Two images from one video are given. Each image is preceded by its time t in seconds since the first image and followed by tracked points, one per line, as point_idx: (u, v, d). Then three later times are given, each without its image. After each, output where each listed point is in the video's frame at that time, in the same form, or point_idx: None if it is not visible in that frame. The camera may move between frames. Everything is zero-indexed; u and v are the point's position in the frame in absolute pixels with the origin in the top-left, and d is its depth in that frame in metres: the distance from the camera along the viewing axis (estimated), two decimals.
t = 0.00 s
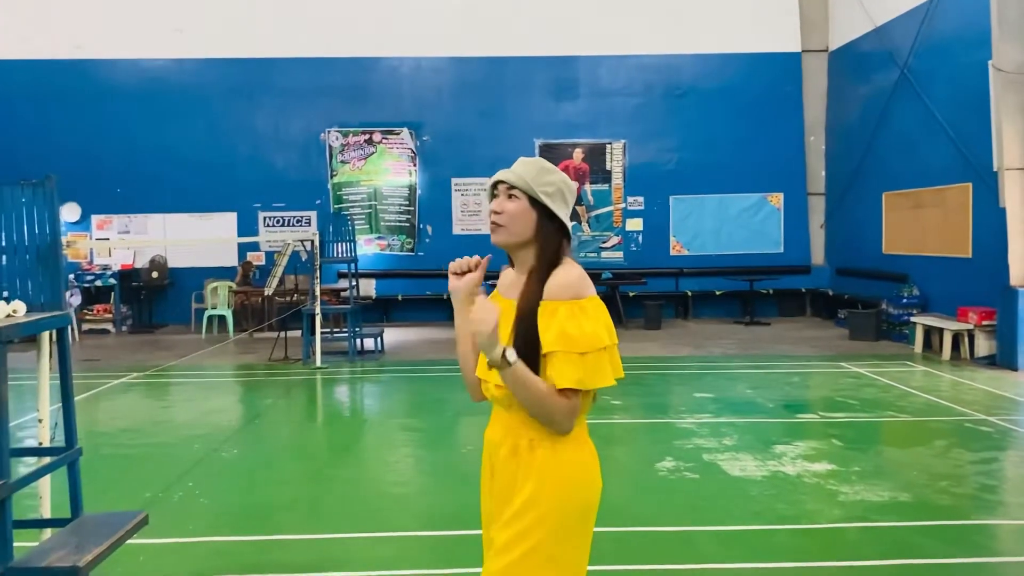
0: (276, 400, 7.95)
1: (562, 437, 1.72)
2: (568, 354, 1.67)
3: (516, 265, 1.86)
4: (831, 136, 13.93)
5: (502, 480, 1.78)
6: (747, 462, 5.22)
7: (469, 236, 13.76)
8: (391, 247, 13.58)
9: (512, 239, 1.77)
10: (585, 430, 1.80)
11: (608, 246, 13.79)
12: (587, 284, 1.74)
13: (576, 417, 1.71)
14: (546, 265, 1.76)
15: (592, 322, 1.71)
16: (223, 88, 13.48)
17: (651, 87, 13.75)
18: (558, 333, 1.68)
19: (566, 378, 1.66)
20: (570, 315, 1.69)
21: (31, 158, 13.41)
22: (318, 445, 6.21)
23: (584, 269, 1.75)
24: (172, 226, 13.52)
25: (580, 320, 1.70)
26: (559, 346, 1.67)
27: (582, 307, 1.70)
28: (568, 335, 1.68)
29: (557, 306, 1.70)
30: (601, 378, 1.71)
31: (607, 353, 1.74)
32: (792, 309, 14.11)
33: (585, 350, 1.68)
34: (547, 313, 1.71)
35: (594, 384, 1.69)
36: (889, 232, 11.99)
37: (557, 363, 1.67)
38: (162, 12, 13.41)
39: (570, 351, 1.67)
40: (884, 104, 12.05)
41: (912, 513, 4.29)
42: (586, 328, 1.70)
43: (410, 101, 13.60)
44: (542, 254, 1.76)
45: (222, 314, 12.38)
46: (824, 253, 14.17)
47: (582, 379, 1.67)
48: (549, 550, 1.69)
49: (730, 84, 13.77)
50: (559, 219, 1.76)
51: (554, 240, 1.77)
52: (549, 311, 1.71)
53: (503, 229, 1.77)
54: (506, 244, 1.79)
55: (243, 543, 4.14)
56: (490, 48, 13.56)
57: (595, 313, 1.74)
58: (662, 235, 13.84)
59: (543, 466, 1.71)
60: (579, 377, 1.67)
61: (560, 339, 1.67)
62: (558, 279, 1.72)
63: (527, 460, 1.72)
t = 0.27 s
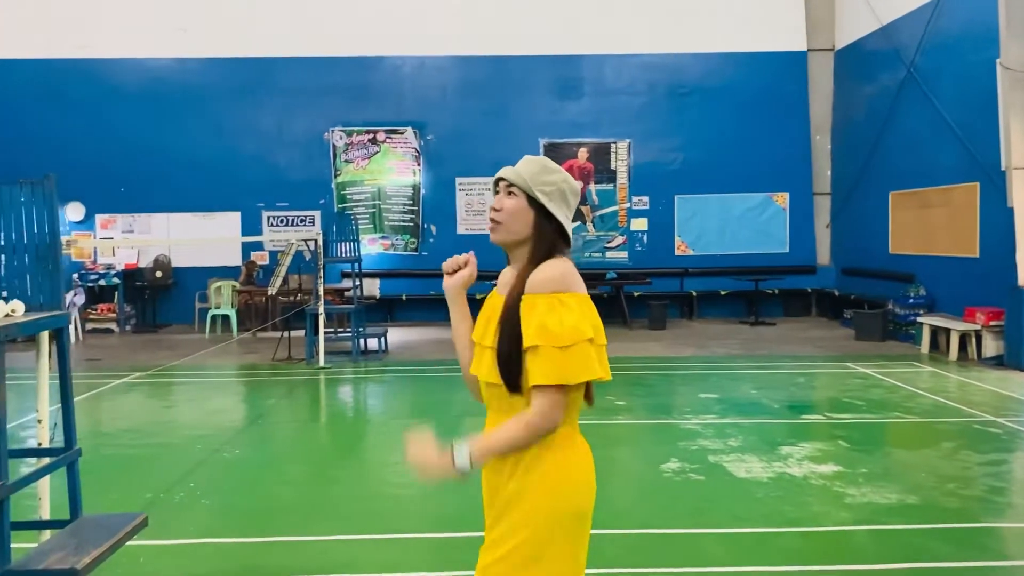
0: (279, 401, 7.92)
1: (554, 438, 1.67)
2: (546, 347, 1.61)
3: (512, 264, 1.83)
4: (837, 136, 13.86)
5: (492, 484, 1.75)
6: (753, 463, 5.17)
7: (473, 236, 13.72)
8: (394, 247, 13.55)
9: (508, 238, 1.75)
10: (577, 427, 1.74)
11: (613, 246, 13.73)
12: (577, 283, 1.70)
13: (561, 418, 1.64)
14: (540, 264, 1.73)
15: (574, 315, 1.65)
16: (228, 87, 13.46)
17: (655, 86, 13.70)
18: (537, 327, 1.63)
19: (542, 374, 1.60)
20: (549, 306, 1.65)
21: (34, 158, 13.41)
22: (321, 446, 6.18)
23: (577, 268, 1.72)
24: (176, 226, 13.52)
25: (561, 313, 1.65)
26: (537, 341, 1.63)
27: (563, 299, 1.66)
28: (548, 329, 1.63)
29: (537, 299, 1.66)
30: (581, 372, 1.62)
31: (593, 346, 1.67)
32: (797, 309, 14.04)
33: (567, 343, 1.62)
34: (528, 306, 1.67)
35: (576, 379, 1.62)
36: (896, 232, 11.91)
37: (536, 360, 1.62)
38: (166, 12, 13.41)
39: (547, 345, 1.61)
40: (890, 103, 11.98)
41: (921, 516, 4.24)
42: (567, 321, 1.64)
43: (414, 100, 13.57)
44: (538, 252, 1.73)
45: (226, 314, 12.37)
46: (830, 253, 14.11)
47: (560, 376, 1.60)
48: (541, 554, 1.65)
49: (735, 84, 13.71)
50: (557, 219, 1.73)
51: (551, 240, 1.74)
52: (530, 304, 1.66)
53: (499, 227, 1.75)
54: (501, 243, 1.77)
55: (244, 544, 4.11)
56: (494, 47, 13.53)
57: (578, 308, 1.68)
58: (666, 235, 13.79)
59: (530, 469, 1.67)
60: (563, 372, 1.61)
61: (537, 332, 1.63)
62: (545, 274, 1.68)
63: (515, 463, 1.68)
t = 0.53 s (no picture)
0: (285, 400, 7.90)
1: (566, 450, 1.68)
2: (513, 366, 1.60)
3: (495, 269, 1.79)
4: (847, 135, 13.76)
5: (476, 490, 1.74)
6: (763, 465, 5.11)
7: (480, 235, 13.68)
8: (402, 246, 13.52)
9: (487, 240, 1.71)
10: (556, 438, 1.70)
11: (621, 246, 13.66)
12: (554, 294, 1.64)
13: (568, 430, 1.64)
14: (518, 270, 1.67)
15: (542, 329, 1.61)
16: (236, 86, 13.46)
17: (664, 84, 13.62)
18: (507, 344, 1.62)
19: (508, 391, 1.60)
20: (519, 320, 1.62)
21: (43, 157, 13.43)
22: (327, 446, 6.15)
23: (554, 279, 1.65)
24: (184, 225, 13.53)
25: (531, 328, 1.62)
26: (506, 360, 1.61)
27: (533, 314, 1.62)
28: (516, 347, 1.61)
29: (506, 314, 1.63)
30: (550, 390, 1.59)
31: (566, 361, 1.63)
32: (807, 309, 13.95)
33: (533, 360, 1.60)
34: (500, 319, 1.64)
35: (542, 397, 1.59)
36: (907, 232, 11.80)
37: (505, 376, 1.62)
38: (175, 11, 13.43)
39: (512, 363, 1.60)
40: (901, 101, 11.88)
41: (934, 519, 4.17)
42: (533, 338, 1.61)
43: (422, 99, 13.54)
44: (516, 258, 1.68)
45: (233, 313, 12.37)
46: (840, 252, 14.01)
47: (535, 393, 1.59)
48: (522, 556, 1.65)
49: (745, 82, 13.62)
50: (538, 228, 1.68)
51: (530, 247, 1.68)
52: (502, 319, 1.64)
53: (480, 228, 1.71)
54: (481, 245, 1.73)
55: (248, 545, 4.07)
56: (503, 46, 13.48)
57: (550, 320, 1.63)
58: (675, 234, 13.71)
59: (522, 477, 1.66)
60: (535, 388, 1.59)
61: (506, 349, 1.62)
62: (518, 285, 1.63)
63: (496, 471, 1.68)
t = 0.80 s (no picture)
0: (293, 398, 7.88)
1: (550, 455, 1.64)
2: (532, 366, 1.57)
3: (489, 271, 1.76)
4: (861, 133, 13.63)
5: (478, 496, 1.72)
6: (774, 468, 5.03)
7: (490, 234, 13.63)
8: (412, 244, 13.47)
9: (481, 242, 1.69)
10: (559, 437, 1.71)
11: (632, 244, 13.57)
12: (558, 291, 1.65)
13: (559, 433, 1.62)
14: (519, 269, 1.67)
15: (560, 331, 1.61)
16: (247, 84, 13.46)
17: (676, 82, 13.52)
18: (526, 343, 1.59)
19: (531, 394, 1.56)
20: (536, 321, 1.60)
21: (55, 155, 13.47)
22: (334, 445, 6.11)
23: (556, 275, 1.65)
24: (194, 223, 13.53)
25: (548, 328, 1.61)
26: (528, 359, 1.58)
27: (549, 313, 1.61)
28: (537, 348, 1.59)
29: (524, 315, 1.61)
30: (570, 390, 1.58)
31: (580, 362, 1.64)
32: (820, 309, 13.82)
33: (552, 360, 1.58)
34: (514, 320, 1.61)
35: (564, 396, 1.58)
36: (921, 231, 11.66)
37: (523, 378, 1.58)
38: (186, 10, 13.47)
39: (535, 363, 1.57)
40: (916, 99, 11.73)
41: (950, 524, 4.09)
42: (555, 337, 1.60)
43: (432, 97, 13.49)
44: (516, 257, 1.67)
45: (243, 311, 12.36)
46: (854, 252, 13.87)
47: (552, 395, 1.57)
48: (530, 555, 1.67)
49: (758, 80, 13.50)
50: (534, 223, 1.68)
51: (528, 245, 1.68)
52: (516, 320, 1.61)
53: (474, 231, 1.68)
54: (474, 247, 1.70)
55: (251, 547, 4.04)
56: (514, 44, 13.43)
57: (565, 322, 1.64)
58: (686, 233, 13.61)
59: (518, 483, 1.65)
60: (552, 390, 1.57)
61: (523, 352, 1.58)
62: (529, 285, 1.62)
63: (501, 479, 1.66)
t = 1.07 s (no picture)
0: (304, 398, 7.85)
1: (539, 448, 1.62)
2: (510, 358, 1.57)
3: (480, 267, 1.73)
4: (878, 133, 13.46)
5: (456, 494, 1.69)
6: (788, 473, 4.93)
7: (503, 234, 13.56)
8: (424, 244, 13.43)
9: (473, 239, 1.65)
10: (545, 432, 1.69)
11: (645, 245, 13.46)
12: (542, 293, 1.63)
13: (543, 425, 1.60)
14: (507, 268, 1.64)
15: (538, 323, 1.59)
16: (260, 83, 13.47)
17: (691, 80, 13.40)
18: (501, 336, 1.58)
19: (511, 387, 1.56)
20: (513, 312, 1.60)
21: (69, 153, 13.53)
22: (343, 446, 6.06)
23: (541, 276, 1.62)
24: (207, 222, 13.55)
25: (526, 320, 1.59)
26: (505, 351, 1.57)
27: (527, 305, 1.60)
28: (511, 340, 1.58)
29: (502, 307, 1.60)
30: (548, 382, 1.57)
31: (561, 354, 1.62)
32: (836, 311, 13.65)
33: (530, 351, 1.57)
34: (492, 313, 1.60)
35: (543, 388, 1.56)
36: (940, 232, 11.49)
37: (501, 371, 1.57)
38: (200, 9, 13.49)
39: (513, 355, 1.57)
40: (935, 98, 11.57)
41: (969, 533, 3.97)
42: (531, 330, 1.58)
43: (445, 96, 13.44)
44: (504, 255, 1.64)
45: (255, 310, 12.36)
46: (870, 253, 13.69)
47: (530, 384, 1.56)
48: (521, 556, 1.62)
49: (774, 79, 13.36)
50: (526, 223, 1.63)
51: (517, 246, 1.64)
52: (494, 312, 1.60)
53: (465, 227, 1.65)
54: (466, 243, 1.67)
55: (255, 551, 3.99)
56: (527, 43, 13.36)
57: (544, 314, 1.62)
58: (700, 234, 13.49)
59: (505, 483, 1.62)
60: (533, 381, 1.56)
61: (502, 344, 1.58)
62: (509, 281, 1.61)
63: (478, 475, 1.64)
